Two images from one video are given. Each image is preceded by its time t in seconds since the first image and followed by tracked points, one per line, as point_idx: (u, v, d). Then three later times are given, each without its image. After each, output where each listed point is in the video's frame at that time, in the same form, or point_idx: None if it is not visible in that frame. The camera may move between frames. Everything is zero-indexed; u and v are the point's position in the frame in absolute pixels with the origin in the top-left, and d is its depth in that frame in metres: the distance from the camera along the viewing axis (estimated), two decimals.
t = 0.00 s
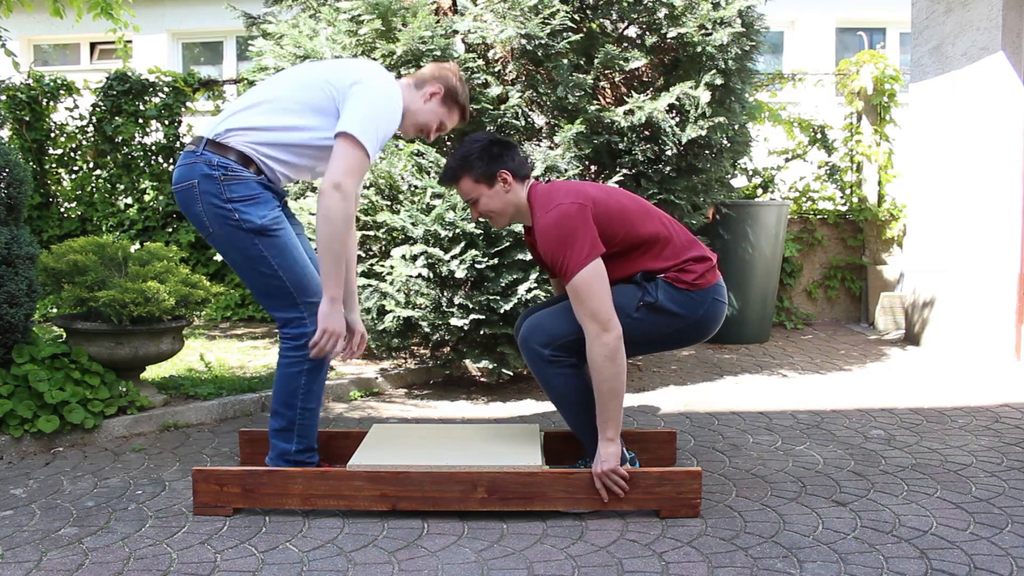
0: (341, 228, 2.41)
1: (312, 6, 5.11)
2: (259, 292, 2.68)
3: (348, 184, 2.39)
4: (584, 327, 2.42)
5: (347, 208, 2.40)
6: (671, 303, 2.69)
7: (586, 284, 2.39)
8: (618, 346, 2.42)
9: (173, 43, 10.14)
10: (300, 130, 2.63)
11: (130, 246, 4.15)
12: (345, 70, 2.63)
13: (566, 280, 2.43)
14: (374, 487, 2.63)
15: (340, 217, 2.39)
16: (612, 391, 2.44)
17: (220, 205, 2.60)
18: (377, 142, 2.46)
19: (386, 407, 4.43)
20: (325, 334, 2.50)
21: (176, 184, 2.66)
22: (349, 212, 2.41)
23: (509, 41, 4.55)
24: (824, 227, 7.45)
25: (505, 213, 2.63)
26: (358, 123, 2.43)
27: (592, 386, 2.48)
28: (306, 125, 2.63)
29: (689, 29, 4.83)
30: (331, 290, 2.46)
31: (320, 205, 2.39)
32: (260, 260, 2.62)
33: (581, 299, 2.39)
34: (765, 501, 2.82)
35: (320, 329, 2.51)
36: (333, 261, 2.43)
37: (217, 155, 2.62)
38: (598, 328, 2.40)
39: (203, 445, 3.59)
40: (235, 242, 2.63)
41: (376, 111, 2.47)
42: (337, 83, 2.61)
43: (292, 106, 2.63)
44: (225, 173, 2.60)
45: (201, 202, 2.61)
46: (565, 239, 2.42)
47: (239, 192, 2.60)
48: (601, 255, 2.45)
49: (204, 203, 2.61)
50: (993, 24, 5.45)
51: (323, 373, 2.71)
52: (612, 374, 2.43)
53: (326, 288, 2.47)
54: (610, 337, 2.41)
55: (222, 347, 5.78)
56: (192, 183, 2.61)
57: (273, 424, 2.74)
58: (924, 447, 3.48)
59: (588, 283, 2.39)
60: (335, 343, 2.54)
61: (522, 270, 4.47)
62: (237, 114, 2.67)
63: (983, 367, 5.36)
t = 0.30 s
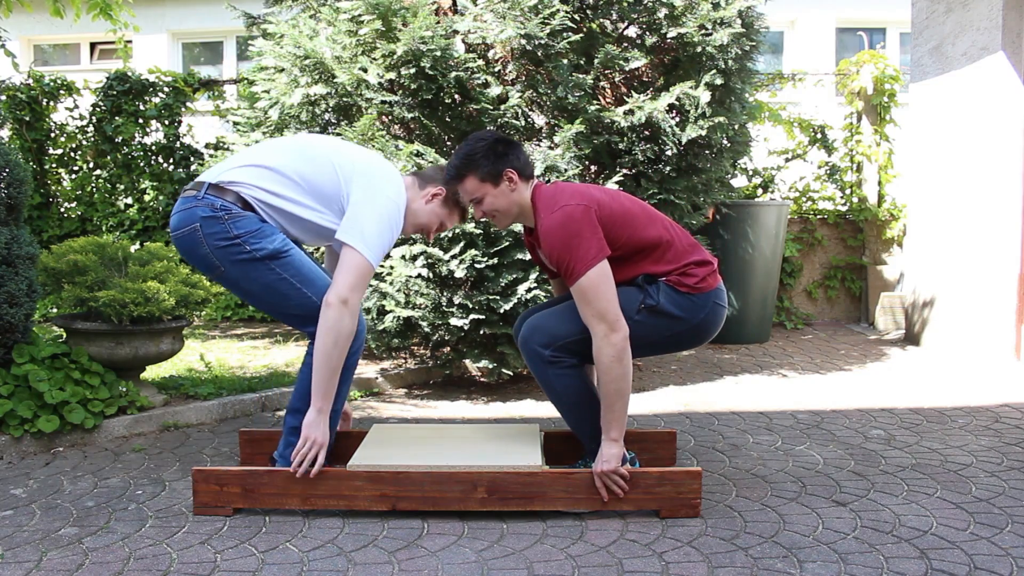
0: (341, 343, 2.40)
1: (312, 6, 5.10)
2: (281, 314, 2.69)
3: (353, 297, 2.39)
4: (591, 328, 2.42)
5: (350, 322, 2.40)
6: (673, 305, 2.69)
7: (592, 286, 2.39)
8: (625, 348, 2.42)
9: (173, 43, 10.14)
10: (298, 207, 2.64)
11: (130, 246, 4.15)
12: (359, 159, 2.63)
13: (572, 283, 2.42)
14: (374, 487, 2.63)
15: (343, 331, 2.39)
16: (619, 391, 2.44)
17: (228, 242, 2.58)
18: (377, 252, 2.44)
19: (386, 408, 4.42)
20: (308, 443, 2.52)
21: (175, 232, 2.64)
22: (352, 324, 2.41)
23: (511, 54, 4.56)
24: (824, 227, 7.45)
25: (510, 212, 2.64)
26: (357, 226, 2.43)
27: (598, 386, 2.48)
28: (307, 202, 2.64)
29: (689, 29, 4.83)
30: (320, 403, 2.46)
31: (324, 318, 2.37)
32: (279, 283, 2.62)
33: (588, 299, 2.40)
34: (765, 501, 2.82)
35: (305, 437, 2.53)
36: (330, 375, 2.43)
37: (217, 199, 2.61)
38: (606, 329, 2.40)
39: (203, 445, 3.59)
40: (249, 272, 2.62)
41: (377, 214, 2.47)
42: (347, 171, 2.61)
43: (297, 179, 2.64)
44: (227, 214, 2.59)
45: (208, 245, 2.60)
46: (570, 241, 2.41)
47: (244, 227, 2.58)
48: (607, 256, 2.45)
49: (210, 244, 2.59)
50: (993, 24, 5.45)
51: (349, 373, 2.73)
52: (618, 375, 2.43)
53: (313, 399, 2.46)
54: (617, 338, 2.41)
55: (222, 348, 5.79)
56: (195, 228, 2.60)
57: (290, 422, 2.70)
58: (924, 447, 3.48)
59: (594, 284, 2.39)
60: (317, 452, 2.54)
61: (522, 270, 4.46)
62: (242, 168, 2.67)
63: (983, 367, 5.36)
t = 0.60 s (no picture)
0: (337, 373, 2.41)
1: (312, 6, 5.10)
2: (285, 317, 2.72)
3: (354, 326, 2.39)
4: (592, 323, 2.43)
5: (348, 351, 2.40)
6: (676, 298, 2.69)
7: (593, 281, 2.39)
8: (626, 345, 2.43)
9: (173, 43, 10.14)
10: (301, 225, 2.64)
11: (131, 246, 4.15)
12: (363, 180, 2.62)
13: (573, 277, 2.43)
14: (373, 486, 2.62)
15: (339, 361, 2.40)
16: (619, 386, 2.45)
17: (229, 250, 2.60)
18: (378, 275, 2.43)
19: (386, 408, 4.42)
20: (300, 462, 2.57)
21: (179, 241, 2.66)
22: (349, 354, 2.41)
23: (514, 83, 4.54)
24: (824, 227, 7.45)
25: (514, 207, 2.65)
26: (359, 247, 2.41)
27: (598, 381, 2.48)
28: (310, 221, 2.64)
29: (689, 29, 4.83)
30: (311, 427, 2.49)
31: (322, 348, 2.37)
32: (281, 289, 2.64)
33: (589, 294, 2.40)
34: (765, 501, 2.82)
35: (298, 458, 2.58)
36: (322, 401, 2.44)
37: (219, 208, 2.62)
38: (606, 324, 2.41)
39: (203, 445, 3.59)
40: (252, 279, 2.63)
41: (378, 236, 2.46)
42: (352, 192, 2.60)
43: (301, 198, 2.64)
44: (228, 223, 2.60)
45: (210, 253, 2.62)
46: (572, 234, 2.42)
47: (246, 234, 2.60)
48: (609, 251, 2.45)
49: (213, 252, 2.61)
50: (993, 24, 5.45)
51: (355, 374, 2.75)
52: (618, 371, 2.44)
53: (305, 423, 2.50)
54: (617, 334, 2.42)
55: (222, 348, 5.78)
56: (197, 237, 2.62)
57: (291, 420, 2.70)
58: (924, 447, 3.48)
59: (595, 280, 2.39)
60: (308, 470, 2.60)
61: (522, 270, 4.46)
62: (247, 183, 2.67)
63: (983, 367, 5.36)
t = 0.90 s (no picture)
0: (330, 344, 2.41)
1: (312, 6, 5.10)
2: (281, 310, 2.72)
3: (346, 296, 2.39)
4: (592, 285, 2.43)
5: (342, 322, 2.40)
6: (674, 271, 2.68)
7: (594, 243, 2.40)
8: (626, 308, 2.44)
9: (173, 43, 10.14)
10: (298, 210, 2.64)
11: (131, 246, 4.15)
12: (359, 162, 2.62)
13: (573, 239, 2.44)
14: (374, 455, 2.63)
15: (334, 333, 2.40)
16: (619, 349, 2.46)
17: (226, 239, 2.60)
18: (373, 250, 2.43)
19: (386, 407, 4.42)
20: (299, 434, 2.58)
21: (178, 229, 2.67)
22: (343, 324, 2.42)
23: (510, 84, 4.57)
24: (824, 227, 7.45)
25: (517, 174, 2.65)
26: (354, 224, 2.42)
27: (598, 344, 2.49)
28: (307, 203, 2.63)
29: (689, 30, 4.83)
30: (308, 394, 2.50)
31: (316, 321, 2.37)
32: (277, 279, 2.64)
33: (589, 256, 2.41)
34: (765, 501, 2.82)
35: (297, 431, 2.59)
36: (319, 372, 2.44)
37: (215, 197, 2.63)
38: (607, 286, 2.42)
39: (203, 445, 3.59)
40: (248, 268, 2.63)
41: (373, 213, 2.46)
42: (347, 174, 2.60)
43: (297, 182, 2.64)
44: (225, 211, 2.60)
45: (207, 242, 2.62)
46: (572, 197, 2.43)
47: (241, 224, 2.60)
48: (609, 215, 2.46)
49: (209, 242, 2.62)
50: (993, 24, 5.45)
51: (345, 368, 2.73)
52: (618, 333, 2.45)
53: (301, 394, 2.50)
54: (618, 296, 2.42)
55: (222, 348, 5.78)
56: (195, 225, 2.62)
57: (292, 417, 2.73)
58: (924, 447, 3.48)
59: (595, 242, 2.40)
60: (309, 442, 2.60)
61: (522, 271, 4.47)
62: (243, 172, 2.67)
63: (983, 367, 5.37)
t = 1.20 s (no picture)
0: (317, 258, 2.40)
1: (312, 6, 5.10)
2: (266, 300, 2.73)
3: (336, 212, 2.38)
4: (599, 207, 2.39)
5: (331, 237, 2.40)
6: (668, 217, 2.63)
7: (596, 164, 2.37)
8: (633, 227, 2.39)
9: (173, 43, 10.14)
10: (296, 159, 2.66)
11: (130, 246, 4.15)
12: (349, 100, 2.65)
13: (575, 163, 2.41)
14: (370, 373, 2.61)
15: (320, 247, 2.39)
16: (624, 268, 2.42)
17: (225, 213, 2.60)
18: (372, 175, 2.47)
19: (386, 407, 4.42)
20: (296, 354, 2.55)
21: (175, 196, 2.65)
22: (333, 240, 2.41)
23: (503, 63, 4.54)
24: (824, 227, 7.45)
25: (515, 112, 2.65)
26: (352, 151, 2.45)
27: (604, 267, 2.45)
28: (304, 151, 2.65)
29: (689, 30, 4.82)
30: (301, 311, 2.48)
31: (304, 233, 2.37)
32: (267, 263, 2.65)
33: (592, 177, 2.38)
34: (765, 501, 2.82)
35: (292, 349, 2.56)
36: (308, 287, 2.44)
37: (216, 163, 2.62)
38: (614, 206, 2.37)
39: (203, 445, 3.58)
40: (242, 246, 2.63)
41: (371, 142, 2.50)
42: (341, 113, 2.63)
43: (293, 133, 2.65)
44: (227, 181, 2.60)
45: (205, 212, 2.61)
46: (571, 123, 2.41)
47: (242, 197, 2.60)
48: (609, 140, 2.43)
49: (208, 212, 2.61)
50: (993, 24, 5.45)
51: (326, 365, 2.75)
52: (623, 255, 2.41)
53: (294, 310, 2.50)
54: (626, 216, 2.38)
55: (221, 347, 5.78)
56: (194, 192, 2.61)
57: (279, 420, 2.77)
58: (924, 447, 3.48)
59: (597, 163, 2.37)
60: (305, 361, 2.57)
61: (522, 270, 4.48)
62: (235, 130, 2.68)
63: (983, 367, 5.37)
